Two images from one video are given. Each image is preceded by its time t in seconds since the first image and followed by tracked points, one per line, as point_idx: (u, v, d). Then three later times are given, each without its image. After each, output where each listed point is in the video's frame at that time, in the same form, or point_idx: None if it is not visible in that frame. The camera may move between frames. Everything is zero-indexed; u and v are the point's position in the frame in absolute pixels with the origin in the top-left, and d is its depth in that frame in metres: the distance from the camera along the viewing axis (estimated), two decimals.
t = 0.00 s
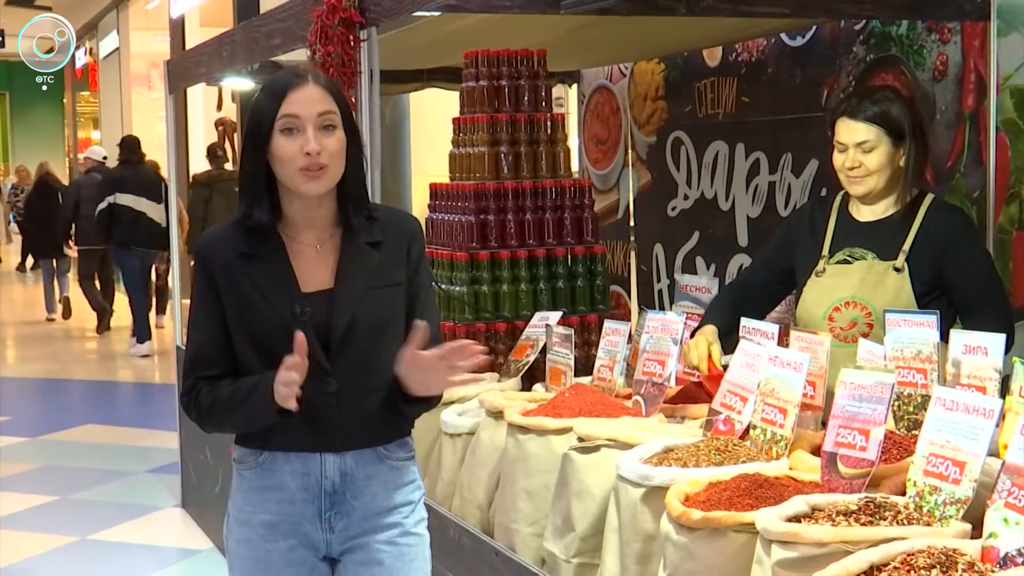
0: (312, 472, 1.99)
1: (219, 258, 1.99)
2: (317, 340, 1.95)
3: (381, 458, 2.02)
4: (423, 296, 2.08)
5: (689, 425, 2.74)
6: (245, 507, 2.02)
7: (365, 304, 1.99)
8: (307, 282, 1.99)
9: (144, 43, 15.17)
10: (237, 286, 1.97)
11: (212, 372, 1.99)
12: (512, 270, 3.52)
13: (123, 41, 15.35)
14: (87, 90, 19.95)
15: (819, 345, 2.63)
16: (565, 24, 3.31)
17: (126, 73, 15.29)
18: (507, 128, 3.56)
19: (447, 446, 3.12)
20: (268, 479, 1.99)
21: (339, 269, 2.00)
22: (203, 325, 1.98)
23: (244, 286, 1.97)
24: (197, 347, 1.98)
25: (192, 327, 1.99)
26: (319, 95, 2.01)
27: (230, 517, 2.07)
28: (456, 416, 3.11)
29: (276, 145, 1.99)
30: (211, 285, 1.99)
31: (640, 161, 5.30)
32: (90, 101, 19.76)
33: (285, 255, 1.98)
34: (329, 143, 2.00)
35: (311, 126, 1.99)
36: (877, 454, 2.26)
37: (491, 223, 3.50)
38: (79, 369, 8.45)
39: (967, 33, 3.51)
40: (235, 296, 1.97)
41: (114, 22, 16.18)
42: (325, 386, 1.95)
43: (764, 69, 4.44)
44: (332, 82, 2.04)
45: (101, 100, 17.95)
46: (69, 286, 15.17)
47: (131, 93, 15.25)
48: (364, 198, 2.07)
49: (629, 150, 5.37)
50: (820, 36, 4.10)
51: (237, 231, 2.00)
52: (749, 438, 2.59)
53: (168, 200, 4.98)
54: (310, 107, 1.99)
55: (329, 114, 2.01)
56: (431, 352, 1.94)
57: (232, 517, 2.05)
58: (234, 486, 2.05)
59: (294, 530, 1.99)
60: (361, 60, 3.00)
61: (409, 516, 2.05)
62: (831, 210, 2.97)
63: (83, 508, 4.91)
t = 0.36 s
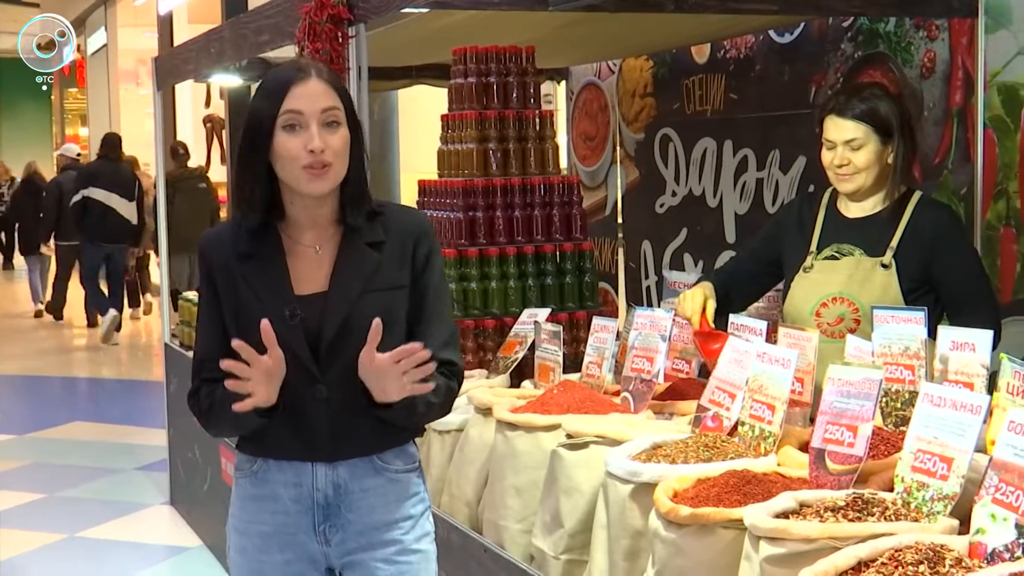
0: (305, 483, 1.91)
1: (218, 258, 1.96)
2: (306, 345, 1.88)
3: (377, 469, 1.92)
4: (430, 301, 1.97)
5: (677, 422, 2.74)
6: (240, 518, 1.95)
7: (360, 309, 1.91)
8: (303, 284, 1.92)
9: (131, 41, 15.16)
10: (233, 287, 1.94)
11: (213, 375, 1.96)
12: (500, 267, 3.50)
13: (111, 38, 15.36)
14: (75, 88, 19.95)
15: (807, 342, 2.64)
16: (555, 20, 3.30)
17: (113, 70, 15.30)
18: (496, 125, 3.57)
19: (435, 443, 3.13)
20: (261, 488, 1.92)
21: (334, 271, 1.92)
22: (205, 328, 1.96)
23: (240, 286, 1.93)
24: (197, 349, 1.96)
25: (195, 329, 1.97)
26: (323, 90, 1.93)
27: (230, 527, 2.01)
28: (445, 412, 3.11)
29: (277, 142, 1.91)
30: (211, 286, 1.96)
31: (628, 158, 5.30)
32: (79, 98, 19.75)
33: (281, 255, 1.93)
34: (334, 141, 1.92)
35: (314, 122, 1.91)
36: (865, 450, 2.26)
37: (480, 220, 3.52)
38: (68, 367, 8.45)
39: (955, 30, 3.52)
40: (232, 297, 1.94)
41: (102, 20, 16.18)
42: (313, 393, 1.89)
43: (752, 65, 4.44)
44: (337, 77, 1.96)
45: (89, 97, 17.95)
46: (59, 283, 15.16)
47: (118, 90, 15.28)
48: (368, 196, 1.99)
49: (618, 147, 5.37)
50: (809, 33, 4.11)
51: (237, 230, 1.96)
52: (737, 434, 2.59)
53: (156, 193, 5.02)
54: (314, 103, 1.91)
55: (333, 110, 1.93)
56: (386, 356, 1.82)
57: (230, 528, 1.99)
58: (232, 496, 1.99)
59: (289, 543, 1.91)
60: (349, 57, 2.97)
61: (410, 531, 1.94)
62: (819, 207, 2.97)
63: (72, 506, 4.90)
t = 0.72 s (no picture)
0: (319, 495, 1.84)
1: (224, 259, 1.87)
2: (320, 351, 1.81)
3: (395, 479, 1.86)
4: (449, 298, 1.92)
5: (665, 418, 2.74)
6: (251, 532, 1.88)
7: (375, 311, 1.84)
8: (316, 286, 1.85)
9: (120, 36, 15.11)
10: (240, 287, 1.86)
11: (219, 380, 1.88)
12: (489, 263, 3.48)
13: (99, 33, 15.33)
14: (63, 84, 19.91)
15: (795, 338, 2.64)
16: (544, 15, 3.30)
17: (101, 66, 15.28)
18: (484, 121, 3.57)
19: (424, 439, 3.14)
20: (273, 501, 1.86)
21: (348, 272, 1.85)
22: (209, 332, 1.88)
23: (248, 289, 1.85)
24: (201, 351, 1.89)
25: (199, 332, 1.89)
26: (340, 72, 1.85)
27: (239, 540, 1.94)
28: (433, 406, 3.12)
29: (291, 126, 1.83)
30: (216, 288, 1.88)
31: (616, 154, 5.31)
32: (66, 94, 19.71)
33: (292, 255, 1.85)
34: (351, 125, 1.85)
35: (331, 105, 1.84)
36: (853, 446, 2.27)
37: (468, 216, 3.51)
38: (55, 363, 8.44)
39: (942, 27, 3.53)
40: (239, 300, 1.86)
41: (90, 16, 16.15)
42: (326, 400, 1.82)
43: (740, 61, 4.45)
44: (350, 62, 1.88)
45: (77, 94, 17.93)
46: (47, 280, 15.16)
47: (106, 85, 15.28)
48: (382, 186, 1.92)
49: (606, 143, 5.37)
50: (797, 29, 4.12)
51: (244, 227, 1.88)
52: (725, 430, 2.59)
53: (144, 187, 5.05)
54: (330, 85, 1.84)
55: (350, 94, 1.86)
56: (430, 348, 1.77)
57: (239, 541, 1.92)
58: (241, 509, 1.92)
59: (303, 557, 1.85)
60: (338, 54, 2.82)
61: (428, 542, 1.88)
62: (805, 204, 2.97)
63: (60, 503, 4.89)
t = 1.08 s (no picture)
0: (331, 498, 1.79)
1: (231, 257, 1.79)
2: (331, 354, 1.74)
3: (408, 483, 1.81)
4: (465, 300, 1.84)
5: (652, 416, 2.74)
6: (256, 535, 1.83)
7: (389, 313, 1.76)
8: (327, 286, 1.77)
9: (106, 35, 15.09)
10: (247, 287, 1.78)
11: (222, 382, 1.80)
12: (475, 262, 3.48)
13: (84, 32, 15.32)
14: (48, 83, 19.87)
15: (781, 336, 2.64)
16: (532, 14, 3.30)
17: (87, 65, 15.28)
18: (471, 119, 3.58)
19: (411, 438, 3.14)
20: (282, 504, 1.80)
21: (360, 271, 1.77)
22: (214, 333, 1.80)
23: (256, 288, 1.77)
24: (203, 353, 1.80)
25: (200, 332, 1.80)
26: (352, 65, 1.77)
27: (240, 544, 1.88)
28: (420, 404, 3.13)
29: (301, 121, 1.75)
30: (222, 286, 1.80)
31: (602, 153, 5.31)
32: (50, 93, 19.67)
33: (302, 255, 1.78)
34: (364, 121, 1.76)
35: (342, 100, 1.75)
36: (839, 444, 2.27)
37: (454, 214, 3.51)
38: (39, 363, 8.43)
39: (927, 26, 3.55)
40: (246, 300, 1.78)
41: (75, 14, 16.14)
42: (337, 404, 1.75)
43: (726, 60, 4.46)
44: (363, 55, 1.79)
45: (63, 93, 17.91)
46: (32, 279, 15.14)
47: (91, 84, 15.28)
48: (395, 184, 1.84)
49: (593, 142, 5.37)
50: (783, 28, 4.13)
51: (254, 224, 1.81)
52: (712, 429, 2.59)
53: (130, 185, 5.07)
54: (341, 78, 1.76)
55: (362, 87, 1.77)
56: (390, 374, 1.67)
57: (241, 545, 1.85)
58: (244, 511, 1.85)
59: (310, 562, 1.79)
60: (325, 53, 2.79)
61: (439, 548, 1.84)
62: (790, 202, 2.98)
63: (45, 503, 4.87)
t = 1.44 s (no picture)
0: (334, 494, 1.79)
1: (234, 246, 1.77)
2: (343, 350, 1.74)
3: (409, 478, 1.84)
4: (466, 303, 1.86)
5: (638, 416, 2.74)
6: (250, 531, 1.81)
7: (400, 311, 1.77)
8: (336, 283, 1.77)
9: (92, 35, 15.05)
10: (254, 279, 1.76)
11: (217, 374, 1.77)
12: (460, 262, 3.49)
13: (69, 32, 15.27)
14: (34, 83, 19.79)
15: (767, 336, 2.64)
16: (516, 15, 3.30)
17: (72, 65, 15.22)
18: (457, 120, 3.57)
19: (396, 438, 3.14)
20: (282, 500, 1.79)
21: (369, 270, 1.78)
22: (213, 325, 1.76)
23: (263, 280, 1.75)
24: (199, 344, 1.75)
25: (193, 321, 1.76)
26: (341, 72, 1.76)
27: (229, 540, 1.85)
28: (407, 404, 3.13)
29: (296, 132, 1.75)
30: (222, 273, 1.77)
31: (588, 154, 5.31)
32: (36, 93, 19.59)
33: (312, 250, 1.77)
34: (357, 126, 1.75)
35: (332, 109, 1.74)
36: (824, 444, 2.27)
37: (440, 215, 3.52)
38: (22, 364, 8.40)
39: (913, 26, 3.56)
40: (252, 291, 1.76)
41: (60, 15, 16.07)
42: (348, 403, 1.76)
43: (712, 61, 4.46)
44: (356, 57, 1.78)
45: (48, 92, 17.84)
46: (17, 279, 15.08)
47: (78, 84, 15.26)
48: (400, 184, 1.84)
49: (579, 143, 5.37)
50: (768, 28, 4.14)
51: (255, 217, 1.79)
52: (698, 429, 2.59)
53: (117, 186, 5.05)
54: (330, 87, 1.74)
55: (354, 93, 1.76)
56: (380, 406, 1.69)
57: (233, 542, 1.83)
58: (238, 508, 1.83)
59: (309, 556, 1.80)
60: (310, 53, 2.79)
61: (433, 544, 1.88)
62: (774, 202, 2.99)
63: (31, 504, 4.86)
